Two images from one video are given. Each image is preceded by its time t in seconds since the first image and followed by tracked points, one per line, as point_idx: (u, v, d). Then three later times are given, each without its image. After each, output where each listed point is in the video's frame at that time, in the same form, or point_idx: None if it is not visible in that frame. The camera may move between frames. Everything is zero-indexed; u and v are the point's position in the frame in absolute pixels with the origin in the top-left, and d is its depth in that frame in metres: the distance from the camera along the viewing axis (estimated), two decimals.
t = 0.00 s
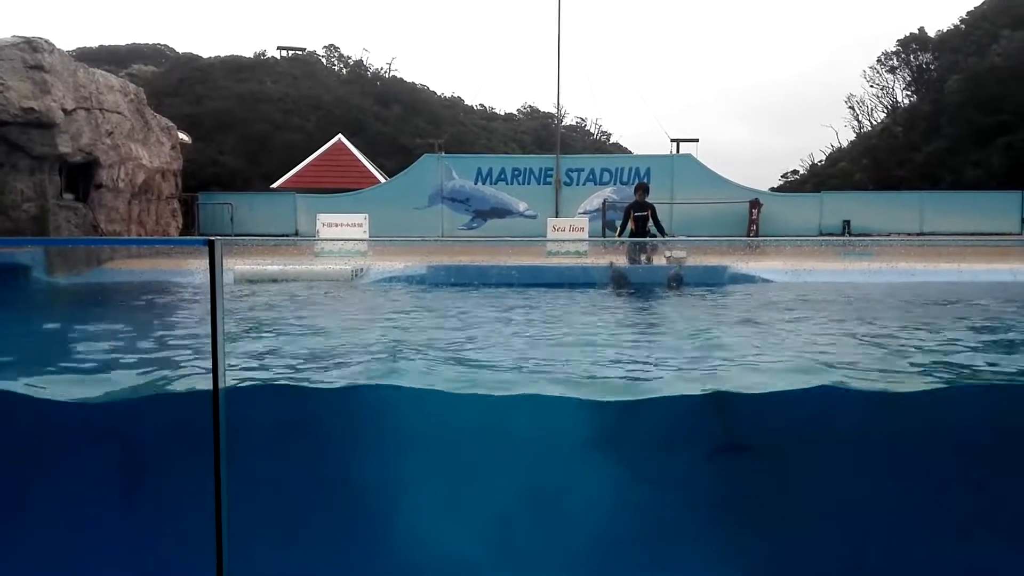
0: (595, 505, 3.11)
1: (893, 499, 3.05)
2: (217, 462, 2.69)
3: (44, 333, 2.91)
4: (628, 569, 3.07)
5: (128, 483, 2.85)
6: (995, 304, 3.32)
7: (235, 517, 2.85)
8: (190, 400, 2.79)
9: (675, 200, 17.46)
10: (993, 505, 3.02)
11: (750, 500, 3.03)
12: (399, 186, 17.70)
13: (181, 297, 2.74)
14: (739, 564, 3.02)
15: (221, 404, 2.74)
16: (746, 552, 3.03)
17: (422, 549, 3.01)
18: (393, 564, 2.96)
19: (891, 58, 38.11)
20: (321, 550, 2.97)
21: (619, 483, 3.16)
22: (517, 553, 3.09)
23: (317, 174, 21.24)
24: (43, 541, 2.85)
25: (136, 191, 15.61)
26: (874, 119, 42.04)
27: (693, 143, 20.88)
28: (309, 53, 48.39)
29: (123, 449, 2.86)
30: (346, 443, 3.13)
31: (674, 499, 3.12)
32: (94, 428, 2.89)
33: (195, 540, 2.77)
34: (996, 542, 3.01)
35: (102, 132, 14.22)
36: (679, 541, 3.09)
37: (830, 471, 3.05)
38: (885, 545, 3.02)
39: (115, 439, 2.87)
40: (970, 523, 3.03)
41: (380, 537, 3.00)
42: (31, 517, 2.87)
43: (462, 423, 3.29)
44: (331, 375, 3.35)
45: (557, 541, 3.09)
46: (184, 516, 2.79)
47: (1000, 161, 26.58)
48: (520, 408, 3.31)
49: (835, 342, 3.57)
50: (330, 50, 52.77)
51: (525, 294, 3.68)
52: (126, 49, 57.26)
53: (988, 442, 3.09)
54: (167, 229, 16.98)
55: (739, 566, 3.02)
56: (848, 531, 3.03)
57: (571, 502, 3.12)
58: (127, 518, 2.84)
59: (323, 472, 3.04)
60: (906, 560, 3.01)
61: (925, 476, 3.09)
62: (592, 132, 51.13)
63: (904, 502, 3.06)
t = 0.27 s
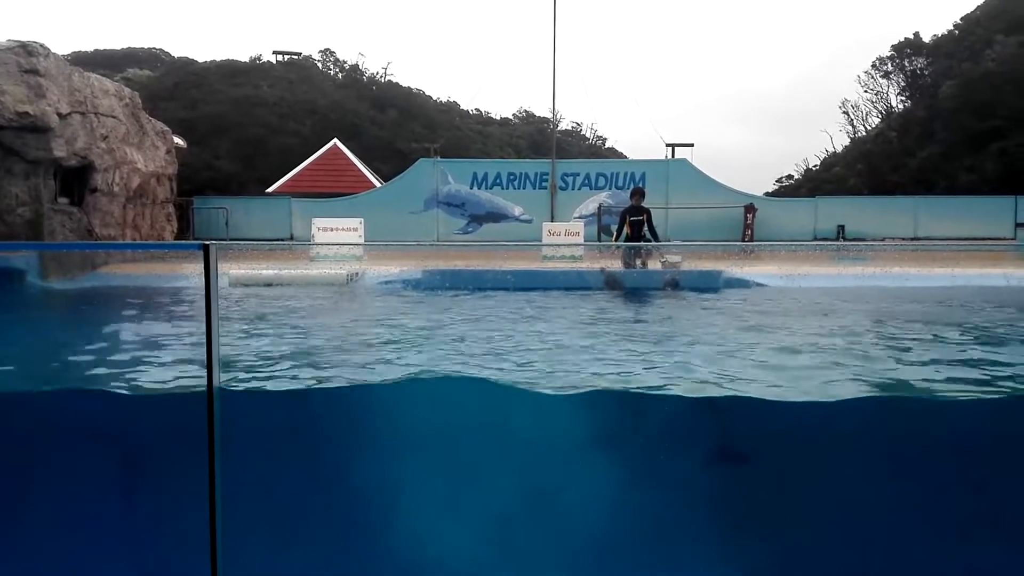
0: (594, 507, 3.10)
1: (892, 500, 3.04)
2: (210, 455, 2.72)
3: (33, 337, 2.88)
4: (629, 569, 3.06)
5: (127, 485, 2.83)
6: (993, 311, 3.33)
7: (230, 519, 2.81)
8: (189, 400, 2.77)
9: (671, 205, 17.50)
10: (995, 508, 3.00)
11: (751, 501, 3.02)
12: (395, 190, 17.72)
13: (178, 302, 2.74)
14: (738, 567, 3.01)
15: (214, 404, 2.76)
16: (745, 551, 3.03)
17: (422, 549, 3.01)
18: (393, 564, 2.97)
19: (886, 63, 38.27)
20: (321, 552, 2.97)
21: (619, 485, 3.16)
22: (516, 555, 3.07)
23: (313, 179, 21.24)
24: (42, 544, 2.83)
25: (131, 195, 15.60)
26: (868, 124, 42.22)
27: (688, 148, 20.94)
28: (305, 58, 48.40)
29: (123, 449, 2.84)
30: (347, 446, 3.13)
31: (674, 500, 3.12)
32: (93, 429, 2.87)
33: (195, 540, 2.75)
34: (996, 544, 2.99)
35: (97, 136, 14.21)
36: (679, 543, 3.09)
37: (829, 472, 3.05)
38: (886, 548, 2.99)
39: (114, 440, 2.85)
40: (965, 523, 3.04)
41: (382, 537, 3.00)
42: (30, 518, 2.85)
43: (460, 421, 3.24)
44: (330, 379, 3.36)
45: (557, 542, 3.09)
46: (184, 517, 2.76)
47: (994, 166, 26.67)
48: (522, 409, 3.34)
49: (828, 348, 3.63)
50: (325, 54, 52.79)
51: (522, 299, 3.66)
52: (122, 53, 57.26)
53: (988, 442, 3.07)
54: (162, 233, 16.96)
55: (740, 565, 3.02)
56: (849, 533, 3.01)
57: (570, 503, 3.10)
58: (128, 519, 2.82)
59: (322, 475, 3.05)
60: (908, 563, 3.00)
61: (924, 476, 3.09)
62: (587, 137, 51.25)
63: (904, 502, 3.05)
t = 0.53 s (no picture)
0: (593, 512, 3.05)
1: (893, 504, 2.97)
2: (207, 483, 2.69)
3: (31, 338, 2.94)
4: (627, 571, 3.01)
5: (124, 488, 2.81)
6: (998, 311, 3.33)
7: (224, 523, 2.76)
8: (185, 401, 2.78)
9: (668, 210, 17.51)
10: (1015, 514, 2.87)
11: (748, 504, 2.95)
12: (393, 195, 17.73)
13: (175, 305, 2.73)
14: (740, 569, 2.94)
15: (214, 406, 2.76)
16: (744, 556, 2.95)
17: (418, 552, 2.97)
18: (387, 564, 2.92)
19: (883, 69, 38.37)
20: (318, 555, 2.96)
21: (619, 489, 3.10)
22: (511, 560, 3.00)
23: (311, 183, 21.24)
24: (34, 549, 2.79)
25: (129, 200, 15.58)
26: (865, 130, 42.34)
27: (686, 153, 20.98)
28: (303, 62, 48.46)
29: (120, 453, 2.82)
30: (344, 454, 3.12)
31: (675, 501, 3.07)
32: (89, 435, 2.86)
33: (192, 540, 2.71)
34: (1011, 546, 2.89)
35: (94, 141, 14.19)
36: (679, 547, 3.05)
37: (826, 475, 2.99)
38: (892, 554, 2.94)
39: (111, 444, 2.84)
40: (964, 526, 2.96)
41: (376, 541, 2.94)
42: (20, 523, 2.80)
43: (460, 429, 3.26)
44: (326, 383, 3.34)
45: (557, 546, 3.01)
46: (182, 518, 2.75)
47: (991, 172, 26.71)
48: (520, 412, 3.31)
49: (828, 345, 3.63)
50: (323, 59, 52.86)
51: (519, 299, 3.75)
52: (120, 57, 57.35)
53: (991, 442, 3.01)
54: (159, 237, 16.94)
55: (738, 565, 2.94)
56: (854, 538, 2.94)
57: (568, 506, 3.07)
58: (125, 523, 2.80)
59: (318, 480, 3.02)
60: (916, 569, 2.93)
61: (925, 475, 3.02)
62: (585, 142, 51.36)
63: (905, 501, 2.99)
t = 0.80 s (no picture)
0: (592, 514, 3.00)
1: (891, 507, 2.95)
2: (206, 476, 2.73)
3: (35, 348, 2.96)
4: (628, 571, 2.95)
5: (118, 494, 2.80)
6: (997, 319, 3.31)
7: (222, 529, 2.77)
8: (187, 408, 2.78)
9: (667, 214, 17.52)
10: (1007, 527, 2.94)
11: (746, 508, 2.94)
12: (392, 199, 17.70)
13: (177, 308, 2.74)
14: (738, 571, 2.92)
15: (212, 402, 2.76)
16: (742, 556, 2.93)
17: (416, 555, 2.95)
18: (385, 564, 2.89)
19: (881, 73, 38.40)
20: (313, 561, 2.88)
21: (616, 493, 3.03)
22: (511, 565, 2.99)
23: (309, 187, 21.24)
24: (28, 552, 2.78)
25: (127, 203, 15.57)
26: (864, 134, 42.38)
27: (684, 157, 21.00)
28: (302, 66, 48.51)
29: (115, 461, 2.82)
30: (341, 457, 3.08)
31: (676, 504, 3.01)
32: (82, 441, 2.84)
33: (192, 542, 2.73)
34: (1001, 558, 2.94)
35: (93, 144, 14.19)
36: (681, 548, 2.98)
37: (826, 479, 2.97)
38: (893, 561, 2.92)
39: (105, 450, 2.82)
40: (962, 534, 2.97)
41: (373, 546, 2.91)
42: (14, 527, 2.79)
43: (459, 433, 3.25)
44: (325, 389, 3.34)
45: (555, 547, 2.99)
46: (175, 523, 2.74)
47: (990, 176, 26.74)
48: (517, 416, 3.31)
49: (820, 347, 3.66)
50: (322, 63, 52.92)
51: (516, 307, 3.78)
52: (118, 60, 57.37)
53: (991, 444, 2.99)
54: (157, 240, 16.93)
55: (738, 566, 2.92)
56: (853, 540, 2.94)
57: (568, 508, 3.02)
58: (115, 532, 2.78)
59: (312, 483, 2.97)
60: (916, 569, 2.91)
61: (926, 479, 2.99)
62: (583, 146, 51.40)
63: (906, 505, 2.97)
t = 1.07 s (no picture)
0: (593, 514, 3.01)
1: (890, 508, 2.96)
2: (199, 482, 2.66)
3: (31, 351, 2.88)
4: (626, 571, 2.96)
5: (115, 495, 2.81)
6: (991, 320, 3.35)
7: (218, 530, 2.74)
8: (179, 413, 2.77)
9: (663, 213, 17.55)
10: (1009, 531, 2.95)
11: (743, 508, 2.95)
12: (389, 198, 17.72)
13: (171, 309, 2.73)
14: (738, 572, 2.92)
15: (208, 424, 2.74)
16: (741, 555, 2.92)
17: (416, 555, 2.94)
18: (383, 564, 2.89)
19: (877, 73, 38.44)
20: (315, 559, 2.87)
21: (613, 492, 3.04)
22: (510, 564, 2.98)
23: (306, 186, 21.23)
24: (25, 551, 2.79)
25: (123, 202, 15.56)
26: (860, 133, 42.46)
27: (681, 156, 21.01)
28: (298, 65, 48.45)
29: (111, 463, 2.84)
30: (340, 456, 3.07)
31: (676, 503, 2.98)
32: (75, 442, 2.88)
33: (193, 541, 2.72)
34: (1000, 558, 2.96)
35: (88, 143, 14.17)
36: (690, 549, 2.97)
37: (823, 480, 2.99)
38: (893, 560, 2.94)
39: (101, 453, 2.86)
40: (960, 535, 2.99)
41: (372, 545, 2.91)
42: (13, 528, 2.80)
43: (457, 432, 3.22)
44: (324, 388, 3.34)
45: (553, 546, 2.99)
46: (174, 526, 2.74)
47: (985, 176, 26.80)
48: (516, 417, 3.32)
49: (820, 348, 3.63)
50: (318, 62, 52.84)
51: (513, 306, 3.85)
52: (115, 59, 57.27)
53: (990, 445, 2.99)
54: (153, 239, 16.91)
55: (737, 566, 2.92)
56: (851, 540, 2.95)
57: (567, 508, 3.03)
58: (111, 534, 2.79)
59: (312, 484, 2.96)
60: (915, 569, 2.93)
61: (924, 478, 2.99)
62: (580, 146, 51.44)
63: (904, 505, 2.98)
